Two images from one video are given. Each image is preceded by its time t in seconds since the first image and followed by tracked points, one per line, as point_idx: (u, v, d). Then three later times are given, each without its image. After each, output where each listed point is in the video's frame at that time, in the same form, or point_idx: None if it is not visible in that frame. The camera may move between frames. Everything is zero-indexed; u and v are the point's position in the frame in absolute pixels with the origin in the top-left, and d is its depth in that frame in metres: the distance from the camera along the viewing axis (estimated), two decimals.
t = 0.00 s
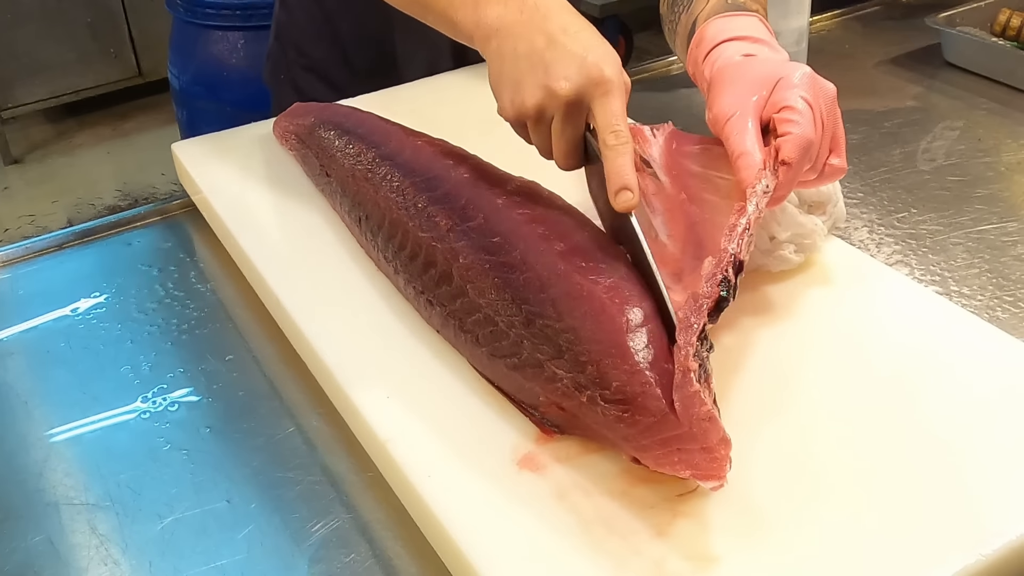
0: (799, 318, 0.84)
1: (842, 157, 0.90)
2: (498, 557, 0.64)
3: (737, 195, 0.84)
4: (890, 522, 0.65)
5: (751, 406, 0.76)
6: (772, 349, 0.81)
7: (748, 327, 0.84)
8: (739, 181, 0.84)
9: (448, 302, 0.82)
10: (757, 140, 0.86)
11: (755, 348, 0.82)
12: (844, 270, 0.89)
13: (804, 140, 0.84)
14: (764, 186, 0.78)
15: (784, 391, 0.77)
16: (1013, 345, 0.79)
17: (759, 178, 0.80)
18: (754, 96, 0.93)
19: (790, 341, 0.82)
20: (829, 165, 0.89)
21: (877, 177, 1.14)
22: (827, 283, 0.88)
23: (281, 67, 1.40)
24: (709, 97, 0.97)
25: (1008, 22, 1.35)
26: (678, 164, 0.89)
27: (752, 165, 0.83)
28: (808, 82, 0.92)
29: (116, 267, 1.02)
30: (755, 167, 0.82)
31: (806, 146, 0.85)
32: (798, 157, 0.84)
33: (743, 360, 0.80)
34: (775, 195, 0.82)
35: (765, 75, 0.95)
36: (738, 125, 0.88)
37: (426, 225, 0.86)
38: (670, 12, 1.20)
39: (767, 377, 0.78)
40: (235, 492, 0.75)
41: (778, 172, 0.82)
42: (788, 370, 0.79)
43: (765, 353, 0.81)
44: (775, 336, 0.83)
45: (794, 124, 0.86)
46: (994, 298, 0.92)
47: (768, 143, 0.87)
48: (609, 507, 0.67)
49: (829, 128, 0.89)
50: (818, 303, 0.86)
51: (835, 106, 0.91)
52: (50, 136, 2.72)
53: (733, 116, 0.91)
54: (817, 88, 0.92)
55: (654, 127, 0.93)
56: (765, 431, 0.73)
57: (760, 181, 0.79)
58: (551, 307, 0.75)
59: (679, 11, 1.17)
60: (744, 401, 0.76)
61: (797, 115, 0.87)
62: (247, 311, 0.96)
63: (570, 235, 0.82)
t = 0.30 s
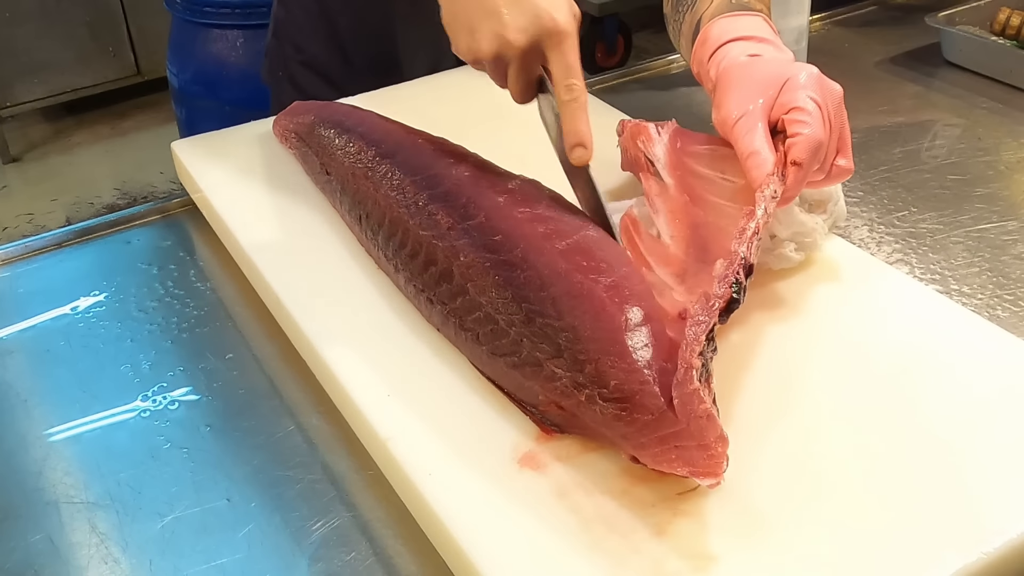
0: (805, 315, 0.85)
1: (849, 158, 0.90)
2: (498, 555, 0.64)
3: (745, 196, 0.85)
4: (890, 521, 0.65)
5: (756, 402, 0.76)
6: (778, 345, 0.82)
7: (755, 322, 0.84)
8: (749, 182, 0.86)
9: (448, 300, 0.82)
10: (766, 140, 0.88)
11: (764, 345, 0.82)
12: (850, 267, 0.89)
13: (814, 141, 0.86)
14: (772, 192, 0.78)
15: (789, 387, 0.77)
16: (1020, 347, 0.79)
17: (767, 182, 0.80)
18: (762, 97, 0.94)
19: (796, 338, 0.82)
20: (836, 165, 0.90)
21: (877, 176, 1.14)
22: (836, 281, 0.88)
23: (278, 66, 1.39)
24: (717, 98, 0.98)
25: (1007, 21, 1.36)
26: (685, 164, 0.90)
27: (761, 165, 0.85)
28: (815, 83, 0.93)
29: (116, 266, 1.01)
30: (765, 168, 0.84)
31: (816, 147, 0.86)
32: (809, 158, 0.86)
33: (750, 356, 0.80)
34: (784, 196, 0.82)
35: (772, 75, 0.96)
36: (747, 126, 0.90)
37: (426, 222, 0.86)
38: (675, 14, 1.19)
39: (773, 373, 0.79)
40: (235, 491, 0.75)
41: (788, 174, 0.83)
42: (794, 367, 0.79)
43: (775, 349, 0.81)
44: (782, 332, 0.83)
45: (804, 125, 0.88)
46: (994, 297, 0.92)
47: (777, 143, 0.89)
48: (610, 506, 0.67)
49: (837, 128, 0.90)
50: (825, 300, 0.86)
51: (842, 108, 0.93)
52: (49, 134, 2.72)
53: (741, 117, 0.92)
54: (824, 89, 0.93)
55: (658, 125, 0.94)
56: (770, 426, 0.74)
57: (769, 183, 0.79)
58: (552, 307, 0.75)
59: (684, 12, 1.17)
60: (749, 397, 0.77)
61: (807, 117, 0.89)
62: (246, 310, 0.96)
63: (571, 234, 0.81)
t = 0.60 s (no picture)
0: (806, 311, 0.85)
1: (849, 154, 0.91)
2: (501, 553, 0.64)
3: (746, 194, 0.85)
4: (892, 518, 0.65)
5: (758, 398, 0.76)
6: (780, 341, 0.82)
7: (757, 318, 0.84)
8: (750, 179, 0.86)
9: (450, 298, 0.82)
10: (767, 136, 0.88)
11: (766, 341, 0.82)
12: (851, 263, 0.90)
13: (816, 137, 0.86)
14: (773, 188, 0.80)
15: (791, 382, 0.77)
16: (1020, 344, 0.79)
17: (768, 180, 0.81)
18: (762, 94, 0.94)
19: (798, 334, 0.82)
20: (836, 161, 0.90)
21: (878, 174, 1.14)
22: (836, 277, 0.88)
23: (279, 67, 1.40)
24: (716, 95, 0.98)
25: (1008, 20, 1.36)
26: (686, 162, 0.90)
27: (763, 161, 0.85)
28: (815, 79, 0.93)
29: (116, 264, 1.01)
30: (767, 164, 0.84)
31: (818, 143, 0.86)
32: (810, 154, 0.86)
33: (753, 352, 0.81)
34: (785, 192, 0.84)
35: (771, 72, 0.96)
36: (748, 123, 0.90)
37: (428, 221, 0.87)
38: (671, 7, 1.19)
39: (774, 369, 0.79)
40: (237, 488, 0.75)
41: (789, 170, 0.84)
42: (796, 363, 0.79)
43: (777, 344, 0.81)
44: (784, 328, 0.83)
45: (805, 122, 0.88)
46: (995, 295, 0.92)
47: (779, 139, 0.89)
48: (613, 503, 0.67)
49: (837, 125, 0.91)
50: (825, 296, 0.86)
51: (842, 104, 0.93)
52: (48, 133, 2.71)
53: (741, 114, 0.92)
54: (824, 85, 0.93)
55: (658, 124, 0.94)
56: (773, 422, 0.74)
57: (770, 182, 0.81)
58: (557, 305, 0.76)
59: (682, 7, 1.16)
60: (752, 393, 0.77)
61: (808, 113, 0.89)
62: (247, 308, 0.96)
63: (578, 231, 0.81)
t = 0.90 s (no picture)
0: (805, 310, 0.85)
1: (847, 149, 0.91)
2: (502, 552, 0.64)
3: (743, 191, 0.85)
4: (893, 518, 0.65)
5: (756, 399, 0.76)
6: (777, 341, 0.82)
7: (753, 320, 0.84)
8: (747, 176, 0.86)
9: (451, 297, 0.82)
10: (763, 133, 0.88)
11: (765, 340, 0.82)
12: (850, 262, 0.90)
13: (813, 132, 0.86)
14: (770, 184, 0.78)
15: (789, 381, 0.77)
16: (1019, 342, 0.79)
17: (765, 175, 0.80)
18: (758, 90, 0.94)
19: (795, 334, 0.82)
20: (834, 157, 0.90)
21: (879, 173, 1.14)
22: (835, 276, 0.88)
23: (278, 70, 1.40)
24: (714, 91, 0.99)
25: (1008, 19, 1.36)
26: (684, 159, 0.90)
27: (759, 158, 0.85)
28: (813, 74, 0.93)
29: (117, 262, 1.01)
30: (763, 160, 0.85)
31: (814, 138, 0.87)
32: (807, 149, 0.86)
33: (751, 352, 0.81)
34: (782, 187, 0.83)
35: (769, 67, 0.96)
36: (745, 120, 0.90)
37: (430, 220, 0.87)
38: (671, 6, 1.19)
39: (771, 370, 0.79)
40: (237, 487, 0.75)
41: (785, 165, 0.83)
42: (793, 363, 0.79)
43: (774, 345, 0.81)
44: (778, 330, 0.83)
45: (802, 117, 0.88)
46: (996, 294, 0.92)
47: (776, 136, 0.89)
48: (614, 501, 0.67)
49: (834, 120, 0.91)
50: (821, 296, 0.86)
51: (840, 99, 0.93)
52: (48, 132, 2.71)
53: (738, 111, 0.92)
54: (822, 80, 0.93)
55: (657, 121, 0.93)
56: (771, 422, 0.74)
57: (766, 176, 0.79)
58: (556, 307, 0.76)
59: (680, 7, 1.17)
60: (752, 393, 0.77)
61: (805, 108, 0.89)
62: (247, 306, 0.95)
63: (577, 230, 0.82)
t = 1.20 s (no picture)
0: (808, 309, 0.85)
1: (850, 149, 0.91)
2: (502, 552, 0.64)
3: (744, 187, 0.85)
4: (893, 517, 0.65)
5: (757, 397, 0.76)
6: (780, 339, 0.82)
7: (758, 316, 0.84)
8: (749, 174, 0.86)
9: (451, 297, 0.82)
10: (767, 132, 0.88)
11: (767, 339, 0.82)
12: (852, 261, 0.90)
13: (817, 132, 0.87)
14: (776, 187, 0.80)
15: (792, 378, 0.77)
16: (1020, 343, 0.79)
17: (771, 177, 0.81)
18: (763, 89, 0.94)
19: (797, 333, 0.82)
20: (838, 157, 0.90)
21: (878, 173, 1.14)
22: (836, 275, 0.88)
23: (279, 69, 1.39)
24: (717, 89, 0.99)
25: (1008, 18, 1.36)
26: (686, 156, 0.90)
27: (764, 157, 0.85)
28: (817, 74, 0.93)
29: (116, 263, 1.01)
30: (768, 159, 0.85)
31: (818, 139, 0.87)
32: (811, 149, 0.86)
33: (755, 350, 0.81)
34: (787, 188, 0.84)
35: (773, 67, 0.96)
36: (749, 119, 0.90)
37: (430, 220, 0.86)
38: (674, 6, 1.20)
39: (773, 368, 0.79)
40: (237, 487, 0.75)
41: (790, 166, 0.84)
42: (796, 361, 0.79)
43: (779, 343, 0.81)
44: (784, 326, 0.83)
45: (806, 117, 0.89)
46: (995, 294, 0.92)
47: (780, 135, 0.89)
48: (614, 501, 0.67)
49: (838, 120, 0.91)
50: (823, 295, 0.86)
51: (843, 99, 0.93)
52: (48, 132, 2.71)
53: (742, 110, 0.92)
54: (826, 80, 0.93)
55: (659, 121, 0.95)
56: (771, 418, 0.74)
57: (772, 180, 0.81)
58: (557, 307, 0.75)
59: (683, 6, 1.17)
60: (754, 392, 0.77)
61: (810, 108, 0.89)
62: (247, 306, 0.96)
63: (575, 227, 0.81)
